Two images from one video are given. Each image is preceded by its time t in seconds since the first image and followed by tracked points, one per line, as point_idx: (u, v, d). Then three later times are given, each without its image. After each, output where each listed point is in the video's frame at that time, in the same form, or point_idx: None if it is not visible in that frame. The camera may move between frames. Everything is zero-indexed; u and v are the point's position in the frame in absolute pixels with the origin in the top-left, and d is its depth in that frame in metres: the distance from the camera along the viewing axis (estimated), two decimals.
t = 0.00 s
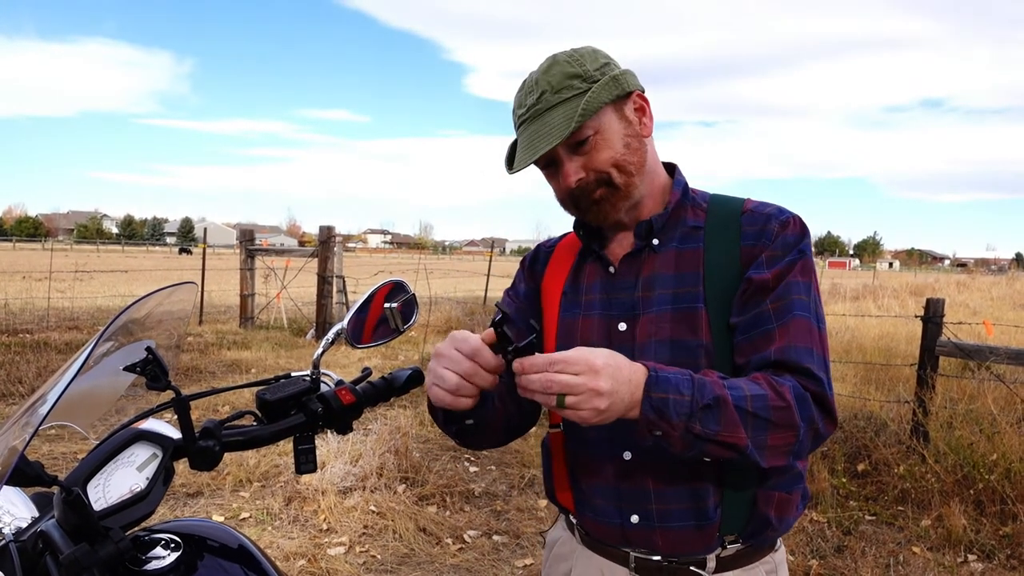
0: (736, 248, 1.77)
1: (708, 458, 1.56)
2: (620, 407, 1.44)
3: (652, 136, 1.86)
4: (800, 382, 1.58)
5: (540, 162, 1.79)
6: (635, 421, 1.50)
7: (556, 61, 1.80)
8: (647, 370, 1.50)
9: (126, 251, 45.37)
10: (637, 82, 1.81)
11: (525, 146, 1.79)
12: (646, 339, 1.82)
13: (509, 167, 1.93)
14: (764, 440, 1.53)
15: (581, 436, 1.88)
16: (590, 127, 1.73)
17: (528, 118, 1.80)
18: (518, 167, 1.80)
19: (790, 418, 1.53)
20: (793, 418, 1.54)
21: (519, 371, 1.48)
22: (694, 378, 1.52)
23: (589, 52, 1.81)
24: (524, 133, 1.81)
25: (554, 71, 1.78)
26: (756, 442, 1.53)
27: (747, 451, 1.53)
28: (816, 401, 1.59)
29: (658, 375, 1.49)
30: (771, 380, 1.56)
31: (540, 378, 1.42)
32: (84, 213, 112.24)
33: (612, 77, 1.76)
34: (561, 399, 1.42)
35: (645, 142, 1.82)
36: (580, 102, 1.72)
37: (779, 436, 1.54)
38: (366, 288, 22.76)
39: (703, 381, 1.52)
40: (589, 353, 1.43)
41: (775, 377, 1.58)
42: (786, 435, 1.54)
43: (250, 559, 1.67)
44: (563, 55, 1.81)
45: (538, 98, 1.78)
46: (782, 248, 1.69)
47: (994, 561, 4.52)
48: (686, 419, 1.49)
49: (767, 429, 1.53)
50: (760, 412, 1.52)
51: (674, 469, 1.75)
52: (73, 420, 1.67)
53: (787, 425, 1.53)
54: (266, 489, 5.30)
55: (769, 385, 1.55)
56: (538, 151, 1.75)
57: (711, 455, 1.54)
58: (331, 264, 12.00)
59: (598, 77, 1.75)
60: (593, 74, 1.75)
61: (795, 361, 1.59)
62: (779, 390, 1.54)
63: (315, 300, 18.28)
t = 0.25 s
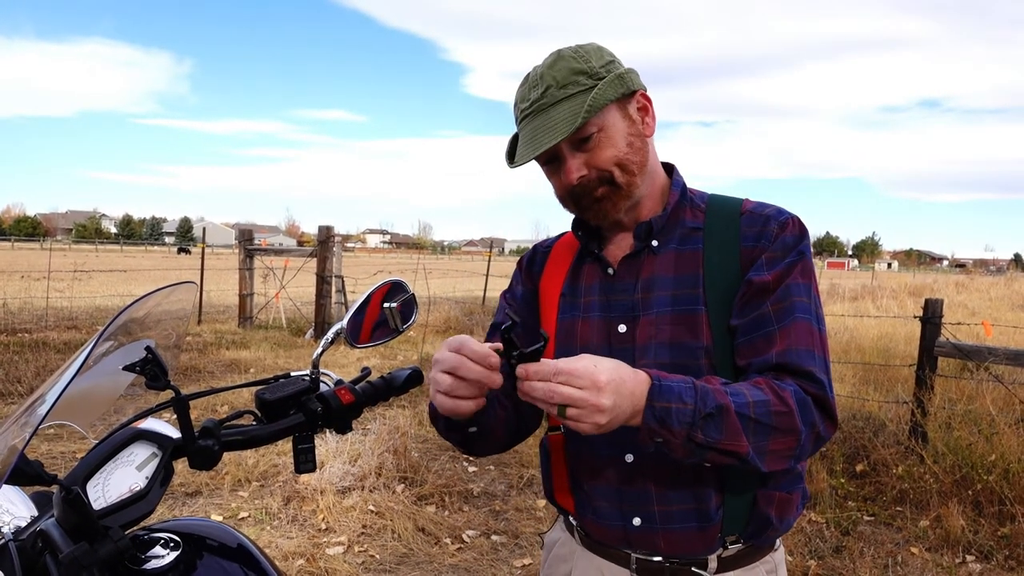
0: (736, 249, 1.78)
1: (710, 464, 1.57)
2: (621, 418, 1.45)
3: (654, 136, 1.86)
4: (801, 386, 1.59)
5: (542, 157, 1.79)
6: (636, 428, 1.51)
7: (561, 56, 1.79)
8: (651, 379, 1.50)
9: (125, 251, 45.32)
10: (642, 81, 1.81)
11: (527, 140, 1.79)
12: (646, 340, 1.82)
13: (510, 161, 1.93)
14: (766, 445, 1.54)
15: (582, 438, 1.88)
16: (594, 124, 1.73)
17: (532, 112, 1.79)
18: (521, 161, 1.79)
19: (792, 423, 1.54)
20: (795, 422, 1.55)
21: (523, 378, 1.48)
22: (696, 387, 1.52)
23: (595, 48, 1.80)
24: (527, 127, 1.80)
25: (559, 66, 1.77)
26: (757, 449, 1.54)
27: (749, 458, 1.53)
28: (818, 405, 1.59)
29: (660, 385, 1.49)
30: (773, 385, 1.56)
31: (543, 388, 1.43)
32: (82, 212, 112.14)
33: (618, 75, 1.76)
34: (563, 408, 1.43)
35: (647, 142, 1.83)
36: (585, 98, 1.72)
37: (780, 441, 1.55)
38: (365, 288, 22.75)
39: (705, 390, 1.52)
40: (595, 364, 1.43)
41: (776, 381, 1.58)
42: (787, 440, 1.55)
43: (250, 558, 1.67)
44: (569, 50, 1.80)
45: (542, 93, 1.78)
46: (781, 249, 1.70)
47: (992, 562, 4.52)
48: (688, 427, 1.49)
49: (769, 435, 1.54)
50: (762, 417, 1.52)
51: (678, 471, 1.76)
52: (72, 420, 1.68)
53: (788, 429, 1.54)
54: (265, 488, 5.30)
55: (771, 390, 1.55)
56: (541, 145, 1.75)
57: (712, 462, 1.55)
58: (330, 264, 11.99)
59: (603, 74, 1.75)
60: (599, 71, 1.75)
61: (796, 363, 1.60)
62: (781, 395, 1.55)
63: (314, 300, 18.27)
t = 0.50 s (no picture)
0: (731, 249, 1.78)
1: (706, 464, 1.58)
2: (620, 420, 1.46)
3: (649, 136, 1.87)
4: (796, 387, 1.59)
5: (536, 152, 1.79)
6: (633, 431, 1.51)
7: (559, 52, 1.79)
8: (646, 383, 1.51)
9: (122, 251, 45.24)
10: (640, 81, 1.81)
11: (524, 134, 1.79)
12: (640, 342, 1.82)
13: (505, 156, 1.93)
14: (762, 447, 1.54)
15: (577, 439, 1.89)
16: (591, 121, 1.73)
17: (529, 106, 1.79)
18: (515, 155, 1.79)
19: (788, 424, 1.54)
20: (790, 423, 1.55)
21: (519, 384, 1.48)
22: (693, 390, 1.52)
23: (593, 46, 1.81)
24: (523, 121, 1.80)
25: (558, 62, 1.77)
26: (754, 450, 1.54)
27: (745, 460, 1.54)
28: (812, 406, 1.60)
29: (656, 389, 1.49)
30: (768, 387, 1.56)
31: (541, 394, 1.43)
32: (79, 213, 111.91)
33: (615, 74, 1.76)
34: (562, 415, 1.43)
35: (643, 142, 1.83)
36: (582, 95, 1.72)
37: (777, 442, 1.55)
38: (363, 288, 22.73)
39: (702, 393, 1.52)
40: (592, 372, 1.42)
41: (771, 383, 1.58)
42: (782, 441, 1.55)
43: (248, 558, 1.67)
44: (567, 47, 1.80)
45: (539, 88, 1.77)
46: (775, 249, 1.70)
47: (990, 560, 4.53)
48: (685, 431, 1.50)
49: (765, 437, 1.54)
50: (758, 419, 1.52)
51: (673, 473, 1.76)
52: (70, 421, 1.68)
53: (783, 430, 1.55)
54: (263, 489, 5.29)
55: (766, 391, 1.56)
56: (537, 140, 1.75)
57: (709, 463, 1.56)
58: (328, 265, 11.98)
59: (601, 72, 1.76)
60: (596, 68, 1.75)
61: (791, 363, 1.60)
62: (776, 396, 1.55)
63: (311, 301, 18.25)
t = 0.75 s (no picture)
0: (727, 248, 1.79)
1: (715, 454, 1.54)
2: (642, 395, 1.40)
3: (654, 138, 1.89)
4: (799, 379, 1.59)
5: (549, 134, 1.76)
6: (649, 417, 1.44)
7: (584, 39, 1.77)
8: (660, 361, 1.47)
9: (121, 252, 45.23)
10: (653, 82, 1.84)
11: (540, 114, 1.75)
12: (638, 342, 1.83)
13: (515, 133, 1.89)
14: (769, 435, 1.53)
15: (575, 440, 1.88)
16: (609, 112, 1.73)
17: (547, 85, 1.75)
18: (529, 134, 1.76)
19: (793, 414, 1.54)
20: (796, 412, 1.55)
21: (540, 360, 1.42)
22: (703, 371, 1.50)
23: (614, 41, 1.81)
24: (538, 101, 1.77)
25: (582, 48, 1.75)
26: (762, 438, 1.53)
27: (755, 445, 1.52)
28: (814, 397, 1.60)
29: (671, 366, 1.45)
30: (772, 376, 1.57)
31: (569, 359, 1.36)
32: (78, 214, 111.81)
33: (635, 71, 1.78)
34: (590, 381, 1.35)
35: (650, 143, 1.84)
36: (604, 86, 1.72)
37: (783, 432, 1.54)
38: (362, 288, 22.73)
39: (712, 373, 1.50)
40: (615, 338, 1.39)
41: (775, 373, 1.60)
42: (789, 431, 1.54)
43: (247, 558, 1.67)
44: (590, 34, 1.79)
45: (562, 70, 1.74)
46: (771, 247, 1.71)
47: (989, 559, 4.53)
48: (699, 412, 1.46)
49: (772, 424, 1.53)
50: (765, 407, 1.52)
51: (672, 473, 1.76)
52: (69, 421, 1.68)
53: (788, 419, 1.54)
54: (263, 489, 5.29)
55: (771, 380, 1.56)
56: (554, 122, 1.73)
57: (719, 451, 1.52)
58: (327, 265, 11.98)
59: (622, 67, 1.77)
60: (618, 63, 1.76)
61: (791, 358, 1.61)
62: (780, 385, 1.55)
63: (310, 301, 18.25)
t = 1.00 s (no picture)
0: (719, 244, 1.80)
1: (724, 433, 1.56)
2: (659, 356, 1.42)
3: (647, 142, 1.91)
4: (795, 361, 1.63)
5: (548, 134, 1.76)
6: (663, 388, 1.47)
7: (583, 42, 1.79)
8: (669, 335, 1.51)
9: (121, 253, 45.22)
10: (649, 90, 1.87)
11: (541, 112, 1.75)
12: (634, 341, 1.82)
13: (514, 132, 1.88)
14: (772, 414, 1.57)
15: (575, 441, 1.88)
16: (609, 115, 1.73)
17: (548, 85, 1.75)
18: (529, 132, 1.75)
19: (793, 393, 1.58)
20: (796, 390, 1.59)
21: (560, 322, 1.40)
22: (709, 347, 1.55)
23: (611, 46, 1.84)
24: (538, 100, 1.76)
25: (582, 51, 1.76)
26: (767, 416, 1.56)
27: (762, 422, 1.54)
28: (811, 380, 1.64)
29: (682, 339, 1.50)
30: (772, 357, 1.62)
31: (595, 315, 1.36)
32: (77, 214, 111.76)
33: (633, 76, 1.80)
34: (615, 337, 1.36)
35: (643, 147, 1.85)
36: (605, 88, 1.73)
37: (785, 412, 1.58)
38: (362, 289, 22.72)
39: (719, 349, 1.54)
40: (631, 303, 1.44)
41: (775, 356, 1.64)
42: (790, 411, 1.58)
43: (247, 561, 1.67)
44: (589, 39, 1.81)
45: (563, 70, 1.74)
46: (760, 243, 1.74)
47: (988, 561, 4.54)
48: (709, 385, 1.49)
49: (775, 403, 1.57)
50: (769, 384, 1.56)
51: (673, 471, 1.76)
52: (69, 423, 1.68)
53: (790, 399, 1.58)
54: (262, 491, 5.29)
55: (772, 361, 1.61)
56: (555, 121, 1.72)
57: (727, 429, 1.54)
58: (327, 266, 11.98)
59: (621, 71, 1.79)
60: (617, 67, 1.78)
61: (787, 345, 1.64)
62: (781, 365, 1.60)
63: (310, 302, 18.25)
